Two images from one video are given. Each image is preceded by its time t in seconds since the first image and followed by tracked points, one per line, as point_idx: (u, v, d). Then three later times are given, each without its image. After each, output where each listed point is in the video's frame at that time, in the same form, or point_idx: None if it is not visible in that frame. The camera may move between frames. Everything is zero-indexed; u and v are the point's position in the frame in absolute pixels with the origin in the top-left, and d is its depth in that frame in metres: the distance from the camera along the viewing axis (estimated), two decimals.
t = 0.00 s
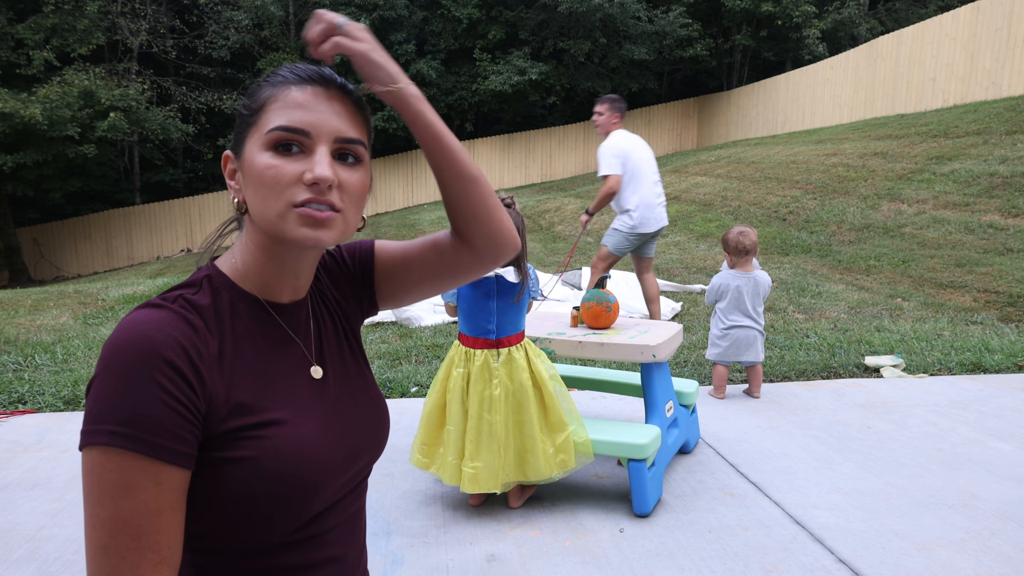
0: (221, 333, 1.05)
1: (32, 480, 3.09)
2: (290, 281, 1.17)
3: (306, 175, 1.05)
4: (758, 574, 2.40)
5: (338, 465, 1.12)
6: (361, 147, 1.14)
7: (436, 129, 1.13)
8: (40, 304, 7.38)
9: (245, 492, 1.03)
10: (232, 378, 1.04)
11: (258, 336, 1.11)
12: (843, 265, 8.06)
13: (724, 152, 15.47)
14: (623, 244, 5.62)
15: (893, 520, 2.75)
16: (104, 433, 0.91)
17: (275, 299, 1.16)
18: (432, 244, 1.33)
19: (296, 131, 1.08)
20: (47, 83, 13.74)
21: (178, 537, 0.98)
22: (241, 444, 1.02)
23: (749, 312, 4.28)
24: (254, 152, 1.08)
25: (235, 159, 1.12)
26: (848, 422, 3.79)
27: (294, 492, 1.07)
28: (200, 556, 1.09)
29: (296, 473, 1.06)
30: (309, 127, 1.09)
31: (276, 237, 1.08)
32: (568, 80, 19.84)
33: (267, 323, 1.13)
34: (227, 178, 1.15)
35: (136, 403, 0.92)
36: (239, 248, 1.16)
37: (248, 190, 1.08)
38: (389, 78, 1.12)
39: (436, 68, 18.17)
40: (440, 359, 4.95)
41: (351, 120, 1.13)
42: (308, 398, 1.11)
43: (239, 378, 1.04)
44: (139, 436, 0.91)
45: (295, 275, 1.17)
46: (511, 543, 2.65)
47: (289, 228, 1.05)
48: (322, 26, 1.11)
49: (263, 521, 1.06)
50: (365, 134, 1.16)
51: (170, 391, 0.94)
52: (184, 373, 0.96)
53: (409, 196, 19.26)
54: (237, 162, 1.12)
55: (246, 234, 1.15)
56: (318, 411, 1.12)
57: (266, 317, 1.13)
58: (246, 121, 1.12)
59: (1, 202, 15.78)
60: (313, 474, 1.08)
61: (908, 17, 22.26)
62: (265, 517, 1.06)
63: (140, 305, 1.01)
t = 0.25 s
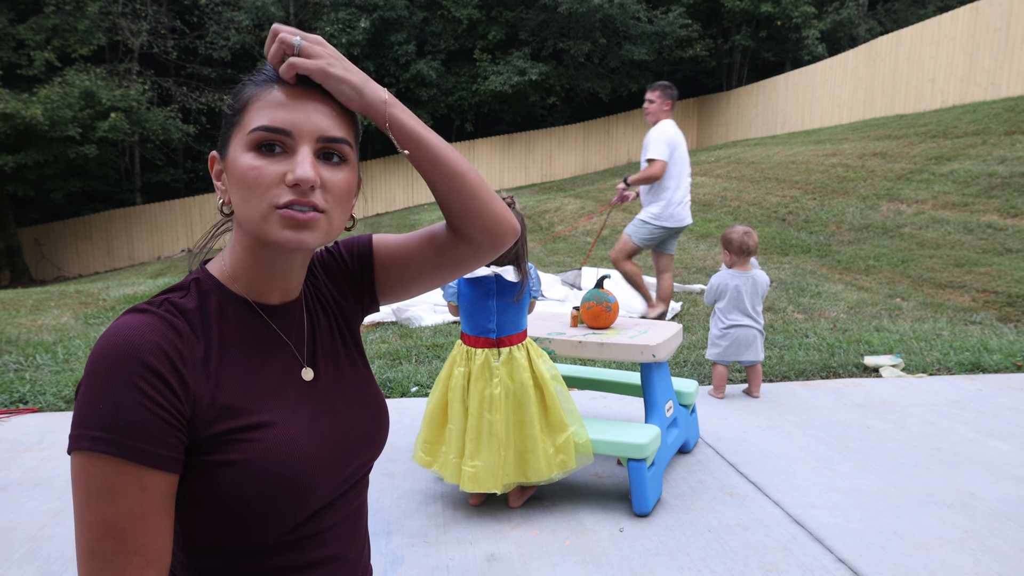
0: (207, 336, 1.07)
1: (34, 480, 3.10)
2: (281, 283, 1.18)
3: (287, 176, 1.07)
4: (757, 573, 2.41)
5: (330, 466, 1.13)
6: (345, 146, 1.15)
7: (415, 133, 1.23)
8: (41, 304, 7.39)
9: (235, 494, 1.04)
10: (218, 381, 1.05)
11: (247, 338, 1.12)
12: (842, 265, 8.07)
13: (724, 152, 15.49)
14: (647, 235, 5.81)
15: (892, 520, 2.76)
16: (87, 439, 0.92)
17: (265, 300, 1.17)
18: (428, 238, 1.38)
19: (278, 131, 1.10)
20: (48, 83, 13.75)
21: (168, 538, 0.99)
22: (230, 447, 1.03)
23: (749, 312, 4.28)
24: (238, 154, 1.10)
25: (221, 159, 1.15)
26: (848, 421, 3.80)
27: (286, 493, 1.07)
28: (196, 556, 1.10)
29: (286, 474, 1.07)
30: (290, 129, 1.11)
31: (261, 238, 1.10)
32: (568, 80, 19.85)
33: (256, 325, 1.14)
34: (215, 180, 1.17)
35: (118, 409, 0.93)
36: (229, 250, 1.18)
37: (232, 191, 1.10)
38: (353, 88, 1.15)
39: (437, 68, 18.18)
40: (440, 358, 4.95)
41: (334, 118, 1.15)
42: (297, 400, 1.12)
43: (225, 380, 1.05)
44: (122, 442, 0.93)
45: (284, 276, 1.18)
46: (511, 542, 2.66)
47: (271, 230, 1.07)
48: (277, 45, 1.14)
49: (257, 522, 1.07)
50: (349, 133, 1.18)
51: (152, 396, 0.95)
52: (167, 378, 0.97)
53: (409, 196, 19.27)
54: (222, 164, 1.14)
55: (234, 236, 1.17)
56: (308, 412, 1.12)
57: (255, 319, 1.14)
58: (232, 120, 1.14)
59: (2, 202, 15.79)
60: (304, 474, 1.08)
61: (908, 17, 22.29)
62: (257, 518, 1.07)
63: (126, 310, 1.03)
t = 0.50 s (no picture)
0: (205, 338, 1.07)
1: (34, 479, 3.10)
2: (278, 282, 1.19)
3: (279, 170, 1.07)
4: (757, 573, 2.41)
5: (331, 469, 1.13)
6: (341, 142, 1.16)
7: (422, 116, 1.25)
8: (41, 304, 7.39)
9: (235, 496, 1.04)
10: (217, 385, 1.05)
11: (247, 342, 1.12)
12: (842, 265, 8.07)
13: (724, 153, 15.49)
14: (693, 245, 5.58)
15: (892, 520, 2.76)
16: (84, 445, 0.92)
17: (264, 300, 1.17)
18: (428, 218, 1.40)
19: (272, 124, 1.10)
20: (48, 84, 13.75)
21: (166, 545, 1.00)
22: (231, 452, 1.03)
23: (748, 311, 4.28)
24: (231, 148, 1.10)
25: (216, 155, 1.15)
26: (848, 421, 3.80)
27: (288, 496, 1.08)
28: (199, 561, 1.11)
29: (286, 476, 1.07)
30: (284, 123, 1.11)
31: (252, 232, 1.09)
32: (568, 80, 19.86)
33: (256, 326, 1.14)
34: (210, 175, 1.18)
35: (115, 415, 0.93)
36: (225, 250, 1.18)
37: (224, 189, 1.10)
38: (360, 76, 1.18)
39: (437, 68, 18.19)
40: (440, 358, 4.96)
41: (328, 113, 1.15)
42: (297, 402, 1.12)
43: (224, 382, 1.06)
44: (119, 447, 0.93)
45: (281, 275, 1.18)
46: (512, 542, 2.66)
47: (261, 226, 1.07)
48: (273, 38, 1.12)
49: (259, 526, 1.08)
50: (346, 129, 1.18)
51: (151, 400, 0.95)
52: (167, 384, 0.97)
53: (409, 196, 19.28)
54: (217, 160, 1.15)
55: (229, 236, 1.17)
56: (308, 415, 1.12)
57: (255, 321, 1.15)
58: (227, 117, 1.15)
59: (2, 203, 15.79)
60: (304, 476, 1.09)
61: (908, 17, 22.30)
62: (258, 521, 1.07)
63: (122, 313, 1.02)
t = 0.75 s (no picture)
0: (236, 363, 1.05)
1: (34, 479, 3.10)
2: (302, 305, 1.18)
3: (339, 200, 1.06)
4: (757, 573, 2.41)
5: (342, 498, 1.15)
6: (393, 173, 1.15)
7: (462, 148, 1.30)
8: (42, 304, 7.39)
9: (262, 524, 1.05)
10: (246, 414, 1.04)
11: (271, 365, 1.11)
12: (842, 265, 8.07)
13: (724, 152, 15.49)
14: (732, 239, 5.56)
15: (892, 520, 2.76)
16: (122, 477, 0.89)
17: (286, 321, 1.16)
18: (448, 241, 1.45)
19: (332, 147, 1.08)
20: (48, 84, 13.75)
21: None
22: (254, 484, 1.03)
23: (757, 313, 4.30)
24: (283, 166, 1.07)
25: (256, 163, 1.12)
26: (848, 422, 3.80)
27: (306, 526, 1.09)
28: None
29: (309, 506, 1.08)
30: (345, 150, 1.09)
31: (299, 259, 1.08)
32: (568, 80, 19.85)
33: (279, 350, 1.13)
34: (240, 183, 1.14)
35: (160, 447, 0.91)
36: (247, 262, 1.15)
37: (270, 205, 1.07)
38: (419, 107, 1.21)
39: (436, 68, 18.19)
40: (440, 358, 4.96)
41: (386, 141, 1.14)
42: (316, 432, 1.13)
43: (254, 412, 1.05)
44: (161, 478, 0.91)
45: (306, 298, 1.17)
46: (511, 542, 2.66)
47: (311, 255, 1.06)
48: (362, 50, 1.13)
49: (273, 556, 1.08)
50: (398, 158, 1.18)
51: (196, 431, 0.94)
52: (209, 410, 0.96)
53: (409, 196, 19.27)
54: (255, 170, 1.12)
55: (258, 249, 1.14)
56: (325, 444, 1.14)
57: (277, 342, 1.14)
58: (275, 125, 1.11)
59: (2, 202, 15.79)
60: (322, 506, 1.10)
61: (908, 17, 22.28)
62: (274, 550, 1.07)
63: (151, 329, 0.99)
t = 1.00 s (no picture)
0: (214, 357, 1.05)
1: (33, 479, 3.10)
2: (285, 298, 1.18)
3: (309, 198, 1.06)
4: (757, 573, 2.41)
5: (327, 491, 1.15)
6: (369, 170, 1.15)
7: (444, 142, 1.26)
8: (42, 304, 7.39)
9: (245, 514, 1.05)
10: (224, 407, 1.04)
11: (253, 359, 1.11)
12: (842, 265, 8.07)
13: (724, 152, 15.49)
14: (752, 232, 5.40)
15: (892, 520, 2.76)
16: (94, 468, 0.89)
17: (268, 315, 1.16)
18: (438, 238, 1.42)
19: (303, 146, 1.09)
20: (48, 84, 13.75)
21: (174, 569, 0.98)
22: (233, 475, 1.03)
23: (756, 312, 4.28)
24: (257, 166, 1.09)
25: (235, 162, 1.13)
26: (848, 422, 3.80)
27: (289, 518, 1.09)
28: None
29: (290, 498, 1.08)
30: (316, 148, 1.09)
31: (273, 259, 1.09)
32: (568, 80, 19.85)
33: (260, 343, 1.13)
34: (222, 182, 1.16)
35: (133, 436, 0.90)
36: (229, 259, 1.16)
37: (245, 204, 1.09)
38: (393, 103, 1.18)
39: (437, 68, 18.19)
40: (440, 358, 4.96)
41: (360, 138, 1.13)
42: (300, 425, 1.13)
43: (234, 405, 1.05)
44: (132, 467, 0.90)
45: (288, 292, 1.18)
46: (511, 542, 2.66)
47: (283, 252, 1.07)
48: (323, 46, 1.13)
49: (256, 547, 1.08)
50: (375, 155, 1.17)
51: (168, 420, 0.93)
52: (180, 398, 0.95)
53: (409, 196, 19.27)
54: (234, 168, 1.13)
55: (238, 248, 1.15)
56: (309, 439, 1.13)
57: (258, 335, 1.13)
58: (251, 124, 1.12)
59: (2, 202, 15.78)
60: (306, 499, 1.10)
61: (907, 17, 22.29)
62: (260, 540, 1.07)
63: (126, 323, 0.99)
